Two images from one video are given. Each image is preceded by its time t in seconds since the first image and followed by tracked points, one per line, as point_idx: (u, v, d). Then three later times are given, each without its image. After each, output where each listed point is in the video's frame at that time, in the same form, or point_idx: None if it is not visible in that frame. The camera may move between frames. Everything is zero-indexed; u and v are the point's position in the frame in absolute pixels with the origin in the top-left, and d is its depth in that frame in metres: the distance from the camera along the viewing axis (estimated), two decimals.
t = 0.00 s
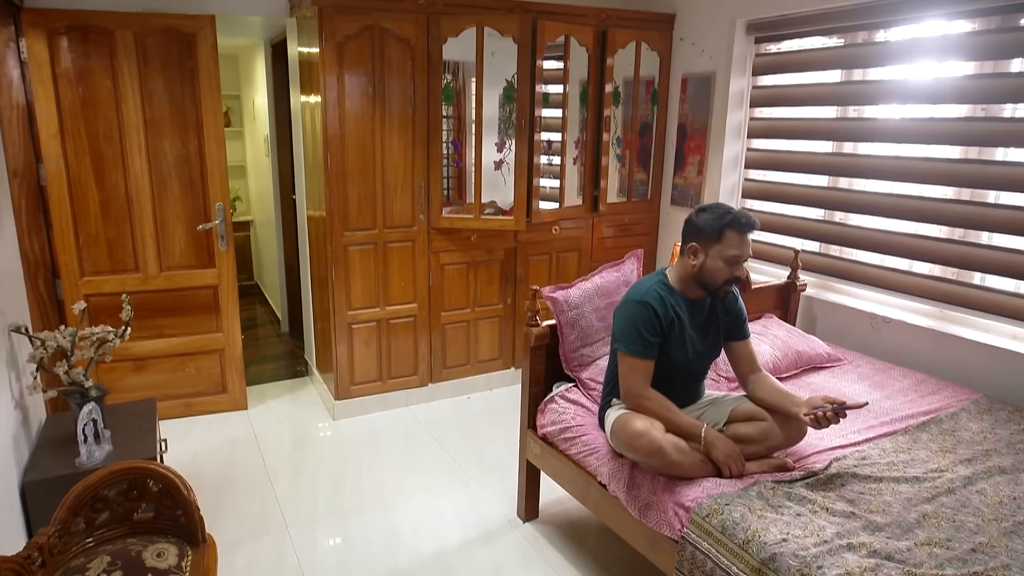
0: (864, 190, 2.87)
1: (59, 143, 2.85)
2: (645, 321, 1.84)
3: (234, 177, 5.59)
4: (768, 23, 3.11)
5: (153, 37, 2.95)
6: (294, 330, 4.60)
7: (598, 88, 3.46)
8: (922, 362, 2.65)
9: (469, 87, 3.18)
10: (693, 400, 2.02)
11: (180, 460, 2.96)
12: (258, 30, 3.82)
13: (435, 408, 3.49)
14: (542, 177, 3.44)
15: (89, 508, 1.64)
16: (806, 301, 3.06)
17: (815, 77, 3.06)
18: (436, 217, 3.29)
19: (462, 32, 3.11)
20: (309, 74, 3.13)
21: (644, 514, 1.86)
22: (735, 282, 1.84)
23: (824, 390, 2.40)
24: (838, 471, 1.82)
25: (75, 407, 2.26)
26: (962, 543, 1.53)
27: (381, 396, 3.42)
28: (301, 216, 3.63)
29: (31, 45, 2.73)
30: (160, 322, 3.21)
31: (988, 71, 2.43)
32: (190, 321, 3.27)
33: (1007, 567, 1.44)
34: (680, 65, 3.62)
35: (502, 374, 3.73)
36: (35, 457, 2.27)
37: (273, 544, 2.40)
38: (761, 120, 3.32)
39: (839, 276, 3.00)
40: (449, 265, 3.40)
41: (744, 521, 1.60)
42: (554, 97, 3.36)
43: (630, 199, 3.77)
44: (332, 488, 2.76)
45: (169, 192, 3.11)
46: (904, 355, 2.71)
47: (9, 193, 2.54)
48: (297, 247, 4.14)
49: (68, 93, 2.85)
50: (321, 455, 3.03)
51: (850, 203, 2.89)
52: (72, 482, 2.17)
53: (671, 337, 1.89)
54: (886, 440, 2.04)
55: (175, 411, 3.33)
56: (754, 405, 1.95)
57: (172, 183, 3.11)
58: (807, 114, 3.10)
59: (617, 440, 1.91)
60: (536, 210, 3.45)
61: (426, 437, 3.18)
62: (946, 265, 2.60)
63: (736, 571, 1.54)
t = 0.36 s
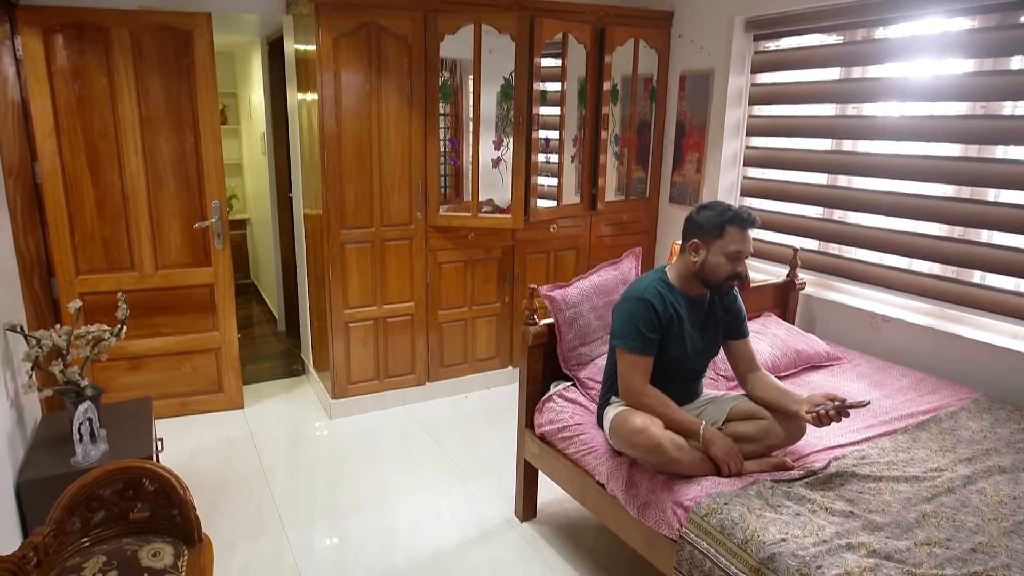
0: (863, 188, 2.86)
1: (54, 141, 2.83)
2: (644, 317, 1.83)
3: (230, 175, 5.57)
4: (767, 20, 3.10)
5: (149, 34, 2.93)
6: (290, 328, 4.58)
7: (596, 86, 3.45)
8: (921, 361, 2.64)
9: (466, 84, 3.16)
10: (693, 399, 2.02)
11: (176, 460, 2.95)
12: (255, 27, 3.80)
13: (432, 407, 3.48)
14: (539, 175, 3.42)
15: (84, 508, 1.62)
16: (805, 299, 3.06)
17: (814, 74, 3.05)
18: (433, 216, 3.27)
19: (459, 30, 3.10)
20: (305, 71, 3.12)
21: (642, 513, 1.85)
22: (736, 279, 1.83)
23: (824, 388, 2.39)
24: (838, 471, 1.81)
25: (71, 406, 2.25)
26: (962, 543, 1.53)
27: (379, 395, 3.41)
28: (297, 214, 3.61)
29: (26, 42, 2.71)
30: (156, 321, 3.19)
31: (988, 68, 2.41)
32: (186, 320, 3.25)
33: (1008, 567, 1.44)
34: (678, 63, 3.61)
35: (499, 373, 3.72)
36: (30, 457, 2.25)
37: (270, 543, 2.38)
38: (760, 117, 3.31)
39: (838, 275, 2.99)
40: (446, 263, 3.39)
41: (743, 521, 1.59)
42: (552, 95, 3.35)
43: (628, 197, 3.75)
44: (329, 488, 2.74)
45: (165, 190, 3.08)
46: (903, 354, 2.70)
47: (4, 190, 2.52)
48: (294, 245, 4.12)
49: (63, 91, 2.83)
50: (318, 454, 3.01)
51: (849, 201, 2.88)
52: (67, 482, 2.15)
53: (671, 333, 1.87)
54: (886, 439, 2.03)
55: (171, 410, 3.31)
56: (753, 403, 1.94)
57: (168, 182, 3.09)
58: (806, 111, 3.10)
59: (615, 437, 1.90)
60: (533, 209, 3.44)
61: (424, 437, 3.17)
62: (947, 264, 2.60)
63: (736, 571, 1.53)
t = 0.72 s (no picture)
0: (863, 186, 2.85)
1: (50, 139, 2.81)
2: (642, 316, 1.82)
3: (226, 173, 5.55)
4: (766, 18, 3.09)
5: (145, 31, 2.91)
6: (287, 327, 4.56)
7: (594, 84, 3.44)
8: (920, 360, 2.64)
9: (464, 82, 3.15)
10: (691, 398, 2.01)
11: (173, 459, 2.93)
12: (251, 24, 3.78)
13: (430, 406, 3.47)
14: (537, 173, 3.41)
15: (80, 508, 1.60)
16: (804, 298, 3.05)
17: (814, 72, 3.04)
18: (431, 214, 3.26)
19: (457, 27, 3.08)
20: (302, 69, 3.10)
21: (640, 513, 1.84)
22: (735, 278, 1.82)
23: (823, 388, 2.38)
24: (837, 470, 1.80)
25: (66, 406, 2.23)
26: (962, 543, 1.52)
27: (376, 394, 3.39)
28: (294, 213, 3.59)
29: (21, 40, 2.69)
30: (152, 320, 3.18)
31: (988, 66, 2.40)
32: (183, 319, 3.23)
33: (1008, 567, 1.43)
34: (676, 61, 3.60)
35: (497, 372, 3.70)
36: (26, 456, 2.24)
37: (266, 543, 2.37)
38: (759, 116, 3.30)
39: (837, 273, 2.99)
40: (443, 262, 3.37)
41: (742, 520, 1.58)
42: (549, 93, 3.33)
43: (626, 195, 3.74)
44: (326, 487, 2.73)
45: (161, 189, 3.06)
46: (901, 353, 2.70)
47: None
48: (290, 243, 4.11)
49: (59, 89, 2.81)
50: (315, 454, 3.00)
51: (848, 199, 2.88)
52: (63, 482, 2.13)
53: (669, 333, 1.86)
54: (885, 439, 2.03)
55: (167, 409, 3.29)
56: (752, 402, 1.94)
57: (165, 180, 3.06)
58: (805, 109, 3.09)
59: (614, 437, 1.89)
60: (531, 207, 3.43)
61: (421, 436, 3.15)
62: (946, 263, 2.59)
63: (734, 570, 1.53)
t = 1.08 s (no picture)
0: (863, 184, 2.85)
1: (46, 137, 2.79)
2: (640, 316, 1.81)
3: (223, 171, 5.52)
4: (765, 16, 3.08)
5: (141, 28, 2.89)
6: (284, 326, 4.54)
7: (592, 82, 3.43)
8: (920, 359, 2.64)
9: (462, 80, 3.14)
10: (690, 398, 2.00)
11: (169, 459, 2.91)
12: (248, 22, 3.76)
13: (427, 406, 3.45)
14: (536, 171, 3.40)
15: (76, 508, 1.59)
16: (803, 297, 3.04)
17: (813, 70, 3.03)
18: (428, 212, 3.24)
19: (455, 25, 3.07)
20: (299, 67, 3.08)
21: (639, 513, 1.83)
22: (734, 278, 1.81)
23: (822, 387, 2.38)
24: (837, 470, 1.80)
25: (62, 405, 2.21)
26: (962, 543, 1.51)
27: (373, 393, 3.38)
28: (291, 211, 3.58)
29: (17, 37, 2.67)
30: (148, 319, 3.16)
31: (988, 64, 2.40)
32: (179, 318, 3.21)
33: (1008, 567, 1.42)
34: (675, 58, 3.59)
35: (495, 371, 3.69)
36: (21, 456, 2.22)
37: (263, 543, 2.36)
38: (758, 114, 3.29)
39: (836, 272, 2.98)
40: (441, 261, 3.36)
41: (741, 520, 1.58)
42: (548, 91, 3.31)
43: (624, 193, 3.73)
44: (323, 487, 2.72)
45: (157, 187, 3.04)
46: (900, 352, 2.70)
47: None
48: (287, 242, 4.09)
49: (55, 87, 2.79)
50: (312, 453, 2.98)
51: (848, 198, 2.87)
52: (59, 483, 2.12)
53: (667, 332, 1.85)
54: (885, 438, 2.02)
55: (163, 409, 3.28)
56: (751, 402, 1.93)
57: (161, 178, 3.04)
58: (805, 107, 3.08)
59: (612, 438, 1.88)
60: (529, 206, 3.42)
61: (419, 436, 3.14)
62: (946, 261, 2.59)
63: (733, 571, 1.52)
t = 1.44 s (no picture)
0: (862, 183, 2.84)
1: (42, 135, 2.77)
2: (639, 315, 1.80)
3: (220, 170, 5.50)
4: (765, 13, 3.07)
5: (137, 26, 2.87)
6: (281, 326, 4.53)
7: (590, 80, 3.42)
8: (919, 359, 2.63)
9: (459, 78, 3.13)
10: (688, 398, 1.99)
11: (166, 459, 2.90)
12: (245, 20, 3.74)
13: (425, 405, 3.44)
14: (533, 170, 3.39)
15: (72, 508, 1.58)
16: (803, 296, 3.04)
17: (813, 68, 3.03)
18: (426, 211, 3.23)
19: (453, 22, 3.05)
20: (296, 65, 3.06)
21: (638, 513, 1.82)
22: (733, 279, 1.81)
23: (822, 387, 2.37)
24: (837, 470, 1.79)
25: (58, 405, 2.20)
26: (962, 543, 1.51)
27: (371, 393, 3.37)
28: (287, 210, 3.56)
29: (12, 35, 2.65)
30: (145, 318, 3.14)
31: (989, 62, 2.40)
32: (176, 317, 3.20)
33: (1009, 568, 1.42)
34: (674, 57, 3.58)
35: (493, 370, 3.68)
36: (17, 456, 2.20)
37: (260, 544, 2.34)
38: (757, 112, 3.28)
39: (835, 271, 2.97)
40: (439, 260, 3.35)
41: (740, 520, 1.57)
42: (546, 89, 3.29)
43: (623, 192, 3.72)
44: (320, 487, 2.70)
45: (154, 185, 3.03)
46: (899, 351, 2.69)
47: None
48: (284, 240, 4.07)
49: (51, 86, 2.77)
50: (309, 453, 2.97)
51: (847, 197, 2.87)
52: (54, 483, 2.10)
53: (666, 331, 1.84)
54: (885, 438, 2.01)
55: (160, 409, 3.26)
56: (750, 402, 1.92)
57: (157, 177, 3.03)
58: (804, 106, 3.08)
59: (610, 437, 1.87)
60: (527, 204, 3.41)
61: (417, 436, 3.13)
62: (946, 261, 2.58)
63: (732, 571, 1.51)
